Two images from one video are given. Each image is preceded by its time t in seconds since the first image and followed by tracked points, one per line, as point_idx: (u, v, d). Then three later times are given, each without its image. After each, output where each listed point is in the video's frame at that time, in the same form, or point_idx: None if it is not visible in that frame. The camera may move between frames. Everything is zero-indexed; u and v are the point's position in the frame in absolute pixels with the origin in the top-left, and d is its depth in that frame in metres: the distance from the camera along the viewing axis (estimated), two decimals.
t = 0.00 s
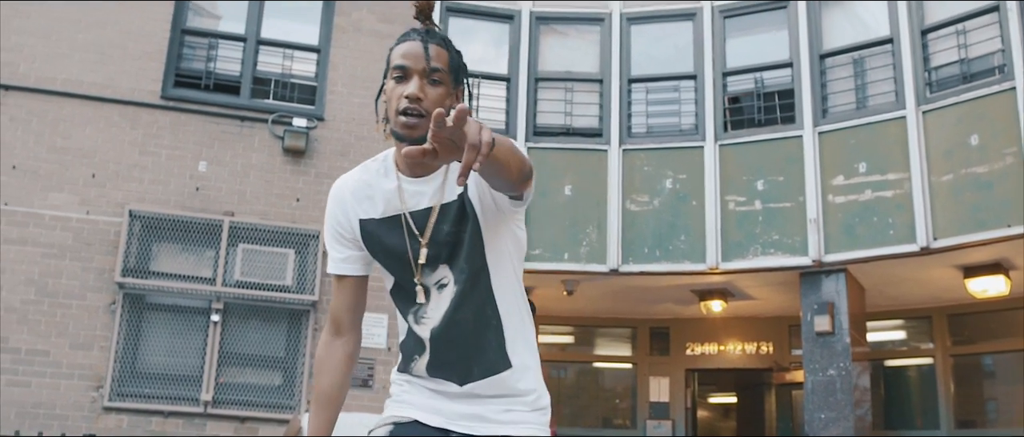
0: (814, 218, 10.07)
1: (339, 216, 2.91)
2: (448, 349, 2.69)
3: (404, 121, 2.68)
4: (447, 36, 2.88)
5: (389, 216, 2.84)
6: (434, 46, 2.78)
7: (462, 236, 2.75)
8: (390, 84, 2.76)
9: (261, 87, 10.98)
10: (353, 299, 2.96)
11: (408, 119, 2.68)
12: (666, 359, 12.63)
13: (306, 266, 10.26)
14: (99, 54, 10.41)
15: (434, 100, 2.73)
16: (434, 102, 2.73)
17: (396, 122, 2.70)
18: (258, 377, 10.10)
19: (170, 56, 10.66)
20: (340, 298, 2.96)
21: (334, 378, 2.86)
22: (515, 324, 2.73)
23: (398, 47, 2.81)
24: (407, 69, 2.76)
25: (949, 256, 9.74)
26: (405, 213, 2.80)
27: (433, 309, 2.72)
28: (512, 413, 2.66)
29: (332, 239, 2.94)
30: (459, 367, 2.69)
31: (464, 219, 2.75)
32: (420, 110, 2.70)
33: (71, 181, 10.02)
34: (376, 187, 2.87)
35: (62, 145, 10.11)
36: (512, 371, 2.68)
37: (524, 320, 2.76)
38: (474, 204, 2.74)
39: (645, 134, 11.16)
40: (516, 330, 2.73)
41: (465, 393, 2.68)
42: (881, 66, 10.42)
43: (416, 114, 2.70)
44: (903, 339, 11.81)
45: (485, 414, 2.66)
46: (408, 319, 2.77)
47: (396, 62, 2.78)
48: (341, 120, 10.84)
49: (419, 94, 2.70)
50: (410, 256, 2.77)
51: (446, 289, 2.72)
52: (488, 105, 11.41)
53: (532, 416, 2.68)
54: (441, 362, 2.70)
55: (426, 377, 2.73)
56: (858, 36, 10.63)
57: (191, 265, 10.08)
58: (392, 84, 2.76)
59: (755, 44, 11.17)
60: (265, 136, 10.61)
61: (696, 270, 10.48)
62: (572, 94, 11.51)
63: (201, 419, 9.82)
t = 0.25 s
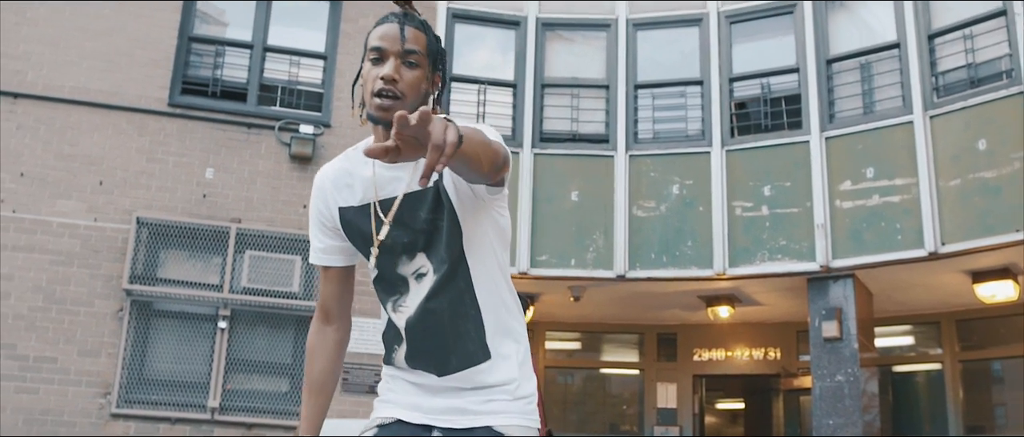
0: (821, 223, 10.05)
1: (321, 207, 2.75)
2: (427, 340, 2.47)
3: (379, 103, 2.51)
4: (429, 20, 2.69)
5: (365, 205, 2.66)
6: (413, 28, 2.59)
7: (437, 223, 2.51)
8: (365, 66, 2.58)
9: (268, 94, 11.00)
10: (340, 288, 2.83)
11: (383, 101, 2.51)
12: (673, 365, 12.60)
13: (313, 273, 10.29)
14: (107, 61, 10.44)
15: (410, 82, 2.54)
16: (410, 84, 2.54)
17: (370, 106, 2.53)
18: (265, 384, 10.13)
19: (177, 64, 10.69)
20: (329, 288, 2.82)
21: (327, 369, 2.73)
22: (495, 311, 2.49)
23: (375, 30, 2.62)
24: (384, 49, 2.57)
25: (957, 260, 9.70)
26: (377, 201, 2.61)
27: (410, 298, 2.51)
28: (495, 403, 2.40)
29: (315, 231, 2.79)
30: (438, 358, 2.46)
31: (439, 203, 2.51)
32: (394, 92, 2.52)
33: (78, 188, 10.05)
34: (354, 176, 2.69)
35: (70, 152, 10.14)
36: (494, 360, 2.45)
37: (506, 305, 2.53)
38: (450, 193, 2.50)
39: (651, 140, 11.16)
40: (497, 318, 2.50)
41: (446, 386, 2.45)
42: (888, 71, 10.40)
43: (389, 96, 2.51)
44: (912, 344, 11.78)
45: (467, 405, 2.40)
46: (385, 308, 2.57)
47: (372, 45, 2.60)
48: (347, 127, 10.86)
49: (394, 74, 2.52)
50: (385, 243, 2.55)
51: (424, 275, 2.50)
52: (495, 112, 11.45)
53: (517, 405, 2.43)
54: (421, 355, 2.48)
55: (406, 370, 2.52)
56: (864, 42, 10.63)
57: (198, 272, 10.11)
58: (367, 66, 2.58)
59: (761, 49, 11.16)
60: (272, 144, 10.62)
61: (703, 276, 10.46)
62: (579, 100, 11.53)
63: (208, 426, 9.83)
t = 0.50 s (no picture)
0: (829, 229, 10.02)
1: (312, 195, 2.96)
2: (419, 334, 2.68)
3: (364, 90, 2.61)
4: (415, 8, 2.80)
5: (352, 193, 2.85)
6: (398, 16, 2.71)
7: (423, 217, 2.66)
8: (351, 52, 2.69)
9: (275, 101, 11.02)
10: (331, 281, 3.14)
11: (367, 88, 2.61)
12: (681, 371, 12.58)
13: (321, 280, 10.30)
14: (115, 69, 10.47)
15: (395, 68, 2.64)
16: (395, 70, 2.64)
17: (355, 91, 2.64)
18: (273, 391, 10.14)
19: (185, 71, 10.72)
20: (321, 280, 3.14)
21: (317, 353, 3.08)
22: (482, 299, 2.67)
23: (362, 17, 2.73)
24: (368, 36, 2.67)
25: (966, 266, 9.67)
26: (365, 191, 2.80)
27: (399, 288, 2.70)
28: (487, 391, 2.60)
29: (309, 218, 3.02)
30: (430, 351, 2.68)
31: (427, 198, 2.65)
32: (379, 77, 2.62)
33: (87, 196, 10.07)
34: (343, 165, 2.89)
35: (78, 160, 10.16)
36: (485, 352, 2.65)
37: (496, 292, 2.71)
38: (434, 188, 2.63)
39: (658, 146, 11.14)
40: (487, 309, 2.68)
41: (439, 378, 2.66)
42: (896, 76, 10.37)
43: (375, 82, 2.62)
44: (921, 350, 11.73)
45: (458, 395, 2.60)
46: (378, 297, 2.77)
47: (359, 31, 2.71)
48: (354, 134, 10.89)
49: (379, 60, 2.62)
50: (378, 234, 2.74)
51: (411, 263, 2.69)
52: (502, 118, 11.46)
53: (509, 394, 2.62)
54: (415, 350, 2.70)
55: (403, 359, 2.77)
56: (872, 47, 10.59)
57: (206, 279, 10.12)
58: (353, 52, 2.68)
59: (768, 55, 11.14)
60: (279, 151, 10.64)
61: (711, 282, 10.43)
62: (586, 106, 11.53)
63: (216, 432, 9.86)
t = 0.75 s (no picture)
0: (837, 235, 9.99)
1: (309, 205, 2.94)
2: (417, 350, 2.64)
3: (355, 99, 2.56)
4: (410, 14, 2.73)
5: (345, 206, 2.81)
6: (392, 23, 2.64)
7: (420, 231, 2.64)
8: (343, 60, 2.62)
9: (283, 109, 11.04)
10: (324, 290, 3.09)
11: (359, 97, 2.55)
12: (689, 377, 12.54)
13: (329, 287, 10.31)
14: (123, 77, 10.51)
15: (387, 77, 2.57)
16: (387, 79, 2.57)
17: (348, 101, 2.57)
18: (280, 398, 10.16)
19: (193, 79, 10.76)
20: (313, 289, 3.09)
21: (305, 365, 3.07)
22: (480, 314, 2.61)
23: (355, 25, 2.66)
24: (361, 43, 2.59)
25: (975, 272, 9.64)
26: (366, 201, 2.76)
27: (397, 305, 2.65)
28: (482, 398, 2.53)
29: (307, 230, 3.01)
30: (429, 366, 2.63)
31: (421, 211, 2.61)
32: (371, 86, 2.55)
33: (95, 203, 10.10)
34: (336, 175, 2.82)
35: (87, 168, 10.19)
36: (482, 364, 2.58)
37: (495, 306, 2.64)
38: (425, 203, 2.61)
39: (666, 152, 11.13)
40: (485, 324, 2.62)
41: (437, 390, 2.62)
42: (904, 82, 10.35)
43: (367, 92, 2.56)
44: (930, 356, 11.69)
45: (452, 402, 2.55)
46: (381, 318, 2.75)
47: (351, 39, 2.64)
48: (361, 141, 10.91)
49: (370, 69, 2.55)
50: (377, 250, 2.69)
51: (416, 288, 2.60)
52: (509, 125, 11.44)
53: (503, 401, 2.53)
54: (414, 365, 2.67)
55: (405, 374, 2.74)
56: (880, 52, 10.57)
57: (214, 286, 10.14)
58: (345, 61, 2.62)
59: (776, 61, 11.12)
60: (287, 158, 10.66)
61: (719, 288, 10.41)
62: (593, 112, 11.52)
63: None
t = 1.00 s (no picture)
0: (847, 241, 9.96)
1: (307, 227, 2.68)
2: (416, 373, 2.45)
3: (355, 116, 2.31)
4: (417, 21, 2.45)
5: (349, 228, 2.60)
6: (397, 34, 2.35)
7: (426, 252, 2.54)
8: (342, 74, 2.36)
9: (291, 117, 11.07)
10: (322, 311, 2.75)
11: (359, 115, 2.31)
12: (698, 385, 12.50)
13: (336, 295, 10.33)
14: (132, 86, 10.55)
15: (390, 93, 2.32)
16: (390, 97, 2.32)
17: (346, 117, 2.33)
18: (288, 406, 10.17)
19: (201, 88, 10.79)
20: (310, 311, 2.76)
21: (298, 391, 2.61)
22: (484, 334, 2.45)
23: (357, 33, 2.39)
24: (361, 58, 2.32)
25: (985, 278, 9.60)
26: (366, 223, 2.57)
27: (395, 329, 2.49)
28: (481, 411, 2.38)
29: (303, 255, 2.74)
30: (428, 390, 2.46)
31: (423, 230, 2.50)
32: (374, 105, 2.31)
33: (104, 212, 10.13)
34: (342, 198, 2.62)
35: (96, 177, 10.22)
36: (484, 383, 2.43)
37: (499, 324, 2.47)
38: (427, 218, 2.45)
39: (674, 159, 11.12)
40: (487, 341, 2.45)
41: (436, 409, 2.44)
42: (912, 88, 10.33)
43: (369, 109, 2.31)
44: (940, 363, 11.63)
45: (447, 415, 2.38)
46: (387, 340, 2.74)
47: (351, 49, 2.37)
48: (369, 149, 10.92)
49: (372, 85, 2.30)
50: (379, 270, 2.62)
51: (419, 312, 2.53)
52: (517, 132, 11.44)
53: (503, 416, 2.39)
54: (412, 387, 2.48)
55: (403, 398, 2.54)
56: (888, 58, 10.55)
57: (222, 295, 10.16)
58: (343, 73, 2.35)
59: (783, 67, 11.12)
60: (295, 166, 10.69)
61: (727, 295, 10.39)
62: (601, 120, 11.52)
63: None
